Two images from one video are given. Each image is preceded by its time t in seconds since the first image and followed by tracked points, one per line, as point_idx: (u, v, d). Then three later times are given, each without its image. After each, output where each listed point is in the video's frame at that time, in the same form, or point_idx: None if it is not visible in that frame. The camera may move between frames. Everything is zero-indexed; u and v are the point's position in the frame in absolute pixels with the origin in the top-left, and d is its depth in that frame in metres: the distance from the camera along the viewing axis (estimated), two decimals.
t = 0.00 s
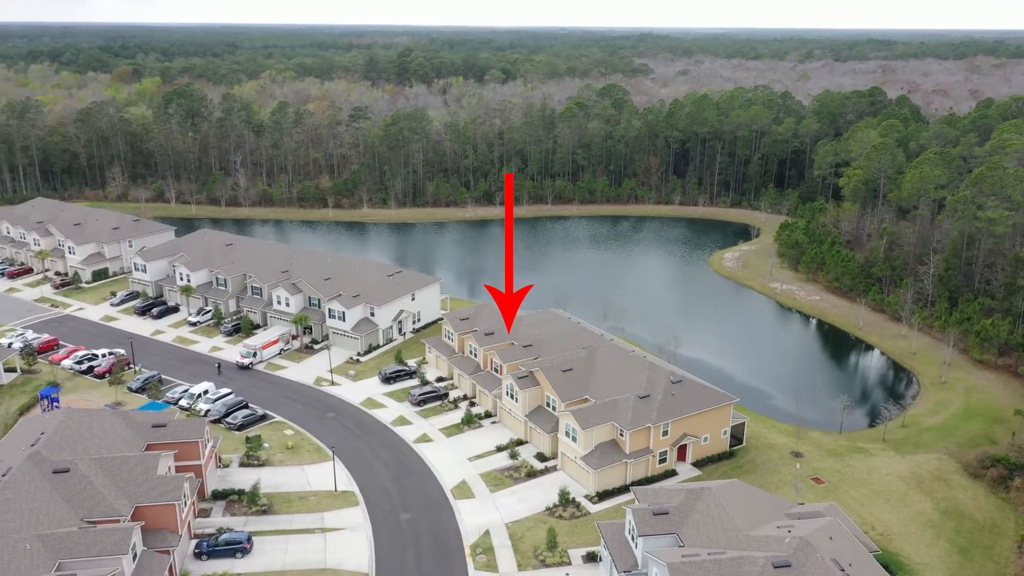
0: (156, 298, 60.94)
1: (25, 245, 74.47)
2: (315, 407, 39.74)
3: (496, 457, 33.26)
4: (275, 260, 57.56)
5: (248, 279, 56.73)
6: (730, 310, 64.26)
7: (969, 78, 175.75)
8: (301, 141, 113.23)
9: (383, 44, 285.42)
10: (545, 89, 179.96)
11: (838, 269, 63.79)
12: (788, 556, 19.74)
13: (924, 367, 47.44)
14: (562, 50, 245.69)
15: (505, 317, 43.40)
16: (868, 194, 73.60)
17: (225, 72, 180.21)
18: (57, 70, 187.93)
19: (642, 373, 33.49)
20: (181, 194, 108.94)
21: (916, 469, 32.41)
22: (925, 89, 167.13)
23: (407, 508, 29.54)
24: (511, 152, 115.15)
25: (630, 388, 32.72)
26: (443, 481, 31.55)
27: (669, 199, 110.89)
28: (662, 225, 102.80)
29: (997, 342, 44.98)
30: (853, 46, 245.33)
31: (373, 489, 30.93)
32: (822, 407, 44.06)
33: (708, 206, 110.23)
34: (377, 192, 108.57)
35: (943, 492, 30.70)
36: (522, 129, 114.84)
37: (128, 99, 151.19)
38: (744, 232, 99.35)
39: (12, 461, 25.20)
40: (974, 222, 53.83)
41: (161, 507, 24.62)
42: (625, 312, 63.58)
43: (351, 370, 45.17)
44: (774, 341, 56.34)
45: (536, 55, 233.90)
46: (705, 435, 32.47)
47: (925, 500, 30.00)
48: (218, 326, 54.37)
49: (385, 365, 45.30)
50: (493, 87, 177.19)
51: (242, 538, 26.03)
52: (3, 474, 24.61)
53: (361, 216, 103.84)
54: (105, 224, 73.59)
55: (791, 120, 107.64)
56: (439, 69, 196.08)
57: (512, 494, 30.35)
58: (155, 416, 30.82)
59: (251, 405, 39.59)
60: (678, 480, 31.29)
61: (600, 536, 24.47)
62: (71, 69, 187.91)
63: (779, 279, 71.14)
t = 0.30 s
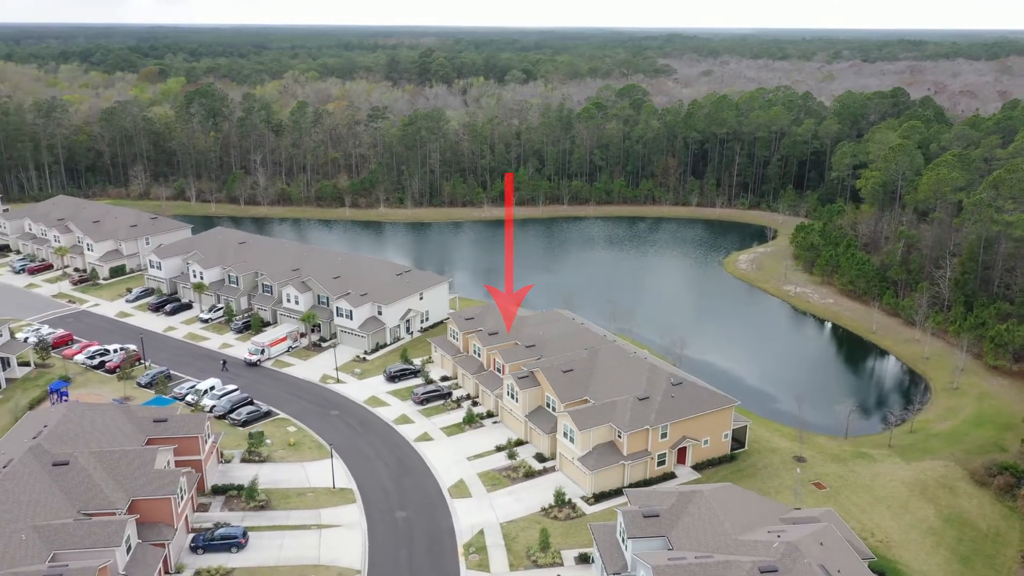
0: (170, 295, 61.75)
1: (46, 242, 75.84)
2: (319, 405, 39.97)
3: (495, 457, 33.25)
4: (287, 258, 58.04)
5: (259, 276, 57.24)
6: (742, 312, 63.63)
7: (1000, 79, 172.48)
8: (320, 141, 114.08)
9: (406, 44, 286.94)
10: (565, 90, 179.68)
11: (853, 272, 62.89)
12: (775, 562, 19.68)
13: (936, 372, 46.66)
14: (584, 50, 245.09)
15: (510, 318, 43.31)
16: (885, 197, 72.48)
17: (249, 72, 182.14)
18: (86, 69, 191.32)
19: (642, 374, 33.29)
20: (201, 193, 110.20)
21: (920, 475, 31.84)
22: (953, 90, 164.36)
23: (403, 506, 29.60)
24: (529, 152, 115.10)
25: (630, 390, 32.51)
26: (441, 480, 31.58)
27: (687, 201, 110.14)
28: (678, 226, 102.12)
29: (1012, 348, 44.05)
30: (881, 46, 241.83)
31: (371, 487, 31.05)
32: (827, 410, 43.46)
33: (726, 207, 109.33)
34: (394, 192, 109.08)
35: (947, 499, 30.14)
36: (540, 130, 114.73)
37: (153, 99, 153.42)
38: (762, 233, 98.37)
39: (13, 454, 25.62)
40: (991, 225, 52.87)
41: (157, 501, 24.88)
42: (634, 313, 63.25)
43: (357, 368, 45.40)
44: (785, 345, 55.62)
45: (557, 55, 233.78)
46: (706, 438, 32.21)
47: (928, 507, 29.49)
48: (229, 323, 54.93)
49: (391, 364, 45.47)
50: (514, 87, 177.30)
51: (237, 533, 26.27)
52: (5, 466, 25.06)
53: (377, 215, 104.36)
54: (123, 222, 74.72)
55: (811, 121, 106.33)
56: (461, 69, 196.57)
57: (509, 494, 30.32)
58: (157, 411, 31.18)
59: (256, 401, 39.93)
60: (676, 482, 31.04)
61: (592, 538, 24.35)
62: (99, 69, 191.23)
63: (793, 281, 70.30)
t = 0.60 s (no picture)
0: (184, 292, 62.56)
1: (67, 239, 77.21)
2: (324, 402, 40.24)
3: (494, 457, 33.26)
4: (298, 256, 58.55)
5: (271, 274, 57.77)
6: (754, 314, 63.14)
7: None
8: (340, 140, 114.91)
9: (430, 44, 288.20)
10: (585, 90, 179.26)
11: (868, 275, 62.10)
12: (762, 567, 19.55)
13: (948, 378, 45.96)
14: (606, 50, 244.40)
15: (516, 318, 43.31)
16: (904, 199, 71.33)
17: (272, 73, 184.07)
18: (115, 69, 194.66)
19: (642, 375, 33.07)
20: (222, 191, 111.42)
21: (925, 482, 31.30)
22: (982, 91, 161.51)
23: (400, 504, 29.71)
24: (546, 153, 115.03)
25: (629, 392, 32.34)
26: (439, 479, 31.65)
27: (705, 202, 109.35)
28: (695, 228, 101.40)
29: None
30: (909, 47, 238.29)
31: (369, 484, 31.20)
32: (834, 414, 42.88)
33: (744, 209, 108.44)
34: (411, 191, 109.56)
35: (951, 507, 29.58)
36: (558, 130, 114.59)
37: (178, 99, 155.63)
38: (779, 235, 97.32)
39: (16, 447, 26.12)
40: (1009, 228, 51.88)
41: (154, 495, 25.16)
42: (643, 314, 63.07)
43: (363, 366, 45.66)
44: (796, 348, 54.96)
45: (580, 56, 233.40)
46: (706, 441, 31.97)
47: (930, 515, 28.96)
48: (240, 321, 55.53)
49: (397, 362, 45.64)
50: (534, 88, 177.26)
51: (233, 527, 26.53)
52: (8, 458, 25.56)
53: (394, 215, 104.92)
54: (141, 219, 75.85)
55: (831, 122, 105.06)
56: (482, 70, 197.07)
57: (506, 494, 30.29)
58: (160, 405, 31.56)
59: (262, 398, 40.32)
60: (674, 485, 30.83)
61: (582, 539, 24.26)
62: (128, 69, 194.58)
63: (807, 284, 69.51)
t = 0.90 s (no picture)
0: (198, 289, 63.36)
1: (88, 236, 78.51)
2: (328, 399, 40.51)
3: (493, 456, 33.26)
4: (310, 254, 59.00)
5: (283, 272, 58.28)
6: (766, 317, 62.57)
7: None
8: (359, 140, 115.60)
9: (453, 44, 289.02)
10: (606, 91, 178.61)
11: (883, 278, 61.21)
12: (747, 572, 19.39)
13: (960, 384, 45.24)
14: (629, 51, 243.41)
15: (523, 318, 43.29)
16: (922, 201, 70.12)
17: (295, 73, 185.72)
18: (142, 69, 197.49)
19: (643, 376, 32.87)
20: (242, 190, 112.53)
21: (929, 489, 30.78)
22: (1011, 92, 158.35)
23: (397, 502, 29.83)
24: (564, 153, 114.82)
25: (629, 393, 32.15)
26: (437, 478, 31.74)
27: (723, 203, 108.47)
28: (713, 229, 100.58)
29: None
30: (938, 48, 234.51)
31: (368, 482, 31.38)
32: (840, 419, 42.31)
33: (763, 211, 107.47)
34: (428, 191, 109.90)
35: (955, 515, 29.06)
36: (576, 130, 114.32)
37: (202, 98, 157.63)
38: (798, 238, 96.25)
39: (19, 439, 26.63)
40: None
41: (152, 488, 25.51)
42: (653, 315, 62.79)
43: (369, 365, 45.85)
44: (807, 351, 54.40)
45: (602, 56, 232.56)
46: (706, 444, 31.71)
47: (933, 522, 28.48)
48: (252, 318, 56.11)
49: (403, 361, 45.82)
50: (555, 88, 176.96)
51: (229, 522, 26.82)
52: (12, 450, 26.07)
53: (411, 214, 105.37)
54: (159, 217, 76.93)
55: (852, 123, 103.70)
56: (503, 70, 197.15)
57: (503, 494, 30.28)
58: (164, 400, 31.98)
59: (268, 394, 40.70)
60: (672, 488, 30.63)
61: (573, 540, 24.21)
62: (155, 69, 197.54)
63: (822, 287, 68.68)
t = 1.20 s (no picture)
0: (213, 286, 64.12)
1: (108, 233, 79.81)
2: (333, 397, 40.80)
3: (492, 456, 33.22)
4: (321, 253, 59.43)
5: (294, 271, 58.75)
6: (778, 320, 61.95)
7: None
8: (378, 140, 116.22)
9: (476, 44, 289.49)
10: (628, 91, 177.78)
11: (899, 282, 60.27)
12: None
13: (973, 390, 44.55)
14: (652, 52, 242.14)
15: (529, 318, 43.26)
16: (942, 204, 68.90)
17: (318, 73, 187.13)
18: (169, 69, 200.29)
19: (643, 378, 32.66)
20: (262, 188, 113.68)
21: (934, 496, 30.24)
22: None
23: (394, 500, 29.94)
24: (582, 154, 114.50)
25: (629, 395, 31.96)
26: (435, 477, 31.79)
27: (742, 205, 107.55)
28: (731, 231, 99.71)
29: None
30: (969, 48, 230.55)
31: (367, 480, 31.54)
32: (846, 425, 41.77)
33: (782, 213, 106.37)
34: (446, 190, 110.19)
35: (959, 523, 28.52)
36: (594, 131, 113.93)
37: (226, 98, 159.45)
38: (817, 240, 95.15)
39: (23, 432, 27.12)
40: None
41: (150, 482, 25.84)
42: (663, 316, 62.53)
43: (376, 363, 46.10)
44: (817, 355, 53.81)
45: (625, 57, 231.51)
46: (706, 447, 31.41)
47: (935, 530, 28.02)
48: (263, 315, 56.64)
49: (409, 359, 45.99)
50: (576, 89, 176.51)
51: (226, 517, 27.12)
52: (15, 442, 26.56)
53: (427, 214, 105.78)
54: (177, 215, 77.99)
55: (874, 124, 102.28)
56: (525, 70, 197.03)
57: (500, 494, 30.24)
58: (167, 395, 32.39)
59: (273, 391, 41.08)
60: (671, 491, 30.40)
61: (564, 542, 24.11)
62: (182, 68, 200.33)
63: (837, 289, 67.76)
